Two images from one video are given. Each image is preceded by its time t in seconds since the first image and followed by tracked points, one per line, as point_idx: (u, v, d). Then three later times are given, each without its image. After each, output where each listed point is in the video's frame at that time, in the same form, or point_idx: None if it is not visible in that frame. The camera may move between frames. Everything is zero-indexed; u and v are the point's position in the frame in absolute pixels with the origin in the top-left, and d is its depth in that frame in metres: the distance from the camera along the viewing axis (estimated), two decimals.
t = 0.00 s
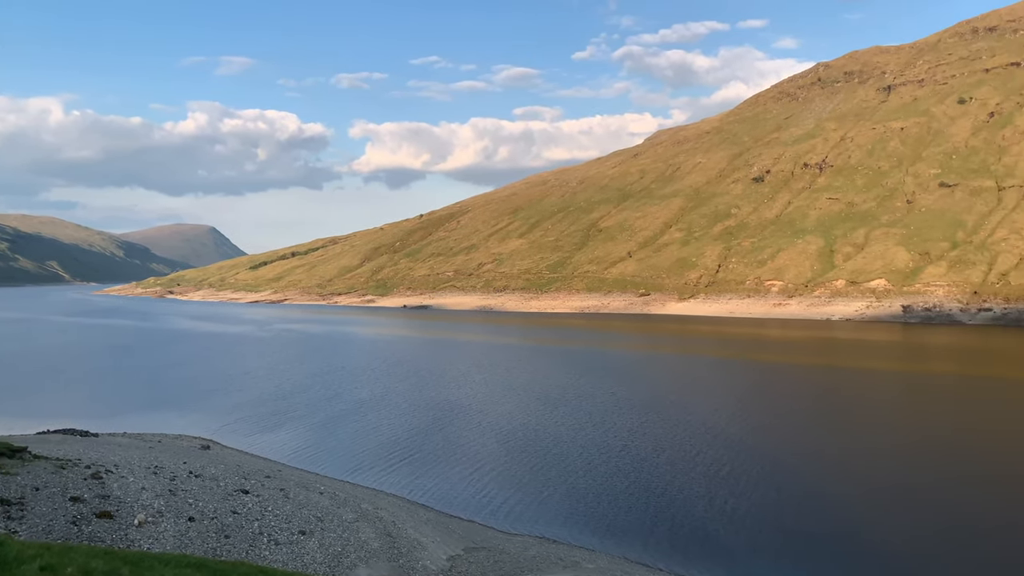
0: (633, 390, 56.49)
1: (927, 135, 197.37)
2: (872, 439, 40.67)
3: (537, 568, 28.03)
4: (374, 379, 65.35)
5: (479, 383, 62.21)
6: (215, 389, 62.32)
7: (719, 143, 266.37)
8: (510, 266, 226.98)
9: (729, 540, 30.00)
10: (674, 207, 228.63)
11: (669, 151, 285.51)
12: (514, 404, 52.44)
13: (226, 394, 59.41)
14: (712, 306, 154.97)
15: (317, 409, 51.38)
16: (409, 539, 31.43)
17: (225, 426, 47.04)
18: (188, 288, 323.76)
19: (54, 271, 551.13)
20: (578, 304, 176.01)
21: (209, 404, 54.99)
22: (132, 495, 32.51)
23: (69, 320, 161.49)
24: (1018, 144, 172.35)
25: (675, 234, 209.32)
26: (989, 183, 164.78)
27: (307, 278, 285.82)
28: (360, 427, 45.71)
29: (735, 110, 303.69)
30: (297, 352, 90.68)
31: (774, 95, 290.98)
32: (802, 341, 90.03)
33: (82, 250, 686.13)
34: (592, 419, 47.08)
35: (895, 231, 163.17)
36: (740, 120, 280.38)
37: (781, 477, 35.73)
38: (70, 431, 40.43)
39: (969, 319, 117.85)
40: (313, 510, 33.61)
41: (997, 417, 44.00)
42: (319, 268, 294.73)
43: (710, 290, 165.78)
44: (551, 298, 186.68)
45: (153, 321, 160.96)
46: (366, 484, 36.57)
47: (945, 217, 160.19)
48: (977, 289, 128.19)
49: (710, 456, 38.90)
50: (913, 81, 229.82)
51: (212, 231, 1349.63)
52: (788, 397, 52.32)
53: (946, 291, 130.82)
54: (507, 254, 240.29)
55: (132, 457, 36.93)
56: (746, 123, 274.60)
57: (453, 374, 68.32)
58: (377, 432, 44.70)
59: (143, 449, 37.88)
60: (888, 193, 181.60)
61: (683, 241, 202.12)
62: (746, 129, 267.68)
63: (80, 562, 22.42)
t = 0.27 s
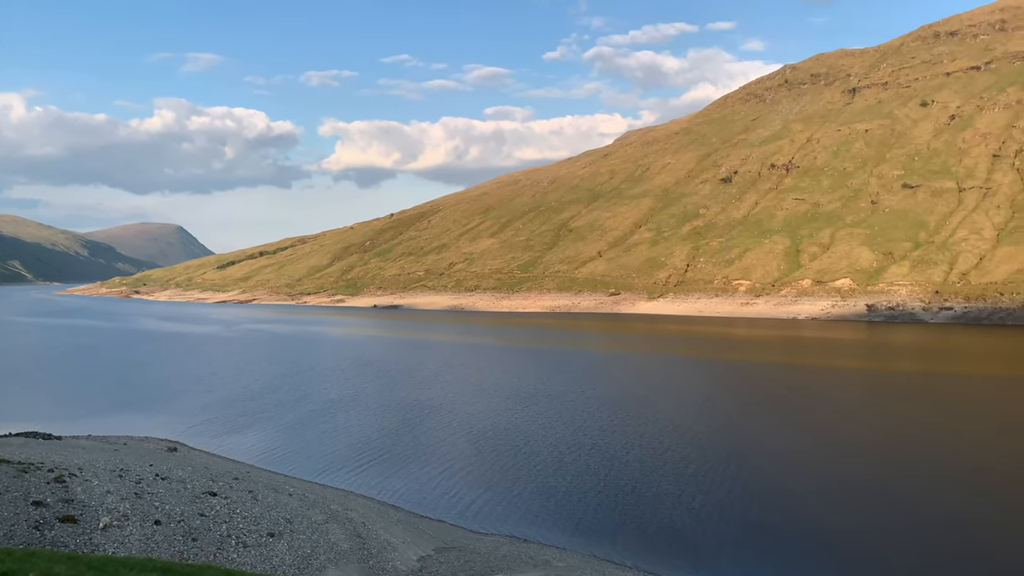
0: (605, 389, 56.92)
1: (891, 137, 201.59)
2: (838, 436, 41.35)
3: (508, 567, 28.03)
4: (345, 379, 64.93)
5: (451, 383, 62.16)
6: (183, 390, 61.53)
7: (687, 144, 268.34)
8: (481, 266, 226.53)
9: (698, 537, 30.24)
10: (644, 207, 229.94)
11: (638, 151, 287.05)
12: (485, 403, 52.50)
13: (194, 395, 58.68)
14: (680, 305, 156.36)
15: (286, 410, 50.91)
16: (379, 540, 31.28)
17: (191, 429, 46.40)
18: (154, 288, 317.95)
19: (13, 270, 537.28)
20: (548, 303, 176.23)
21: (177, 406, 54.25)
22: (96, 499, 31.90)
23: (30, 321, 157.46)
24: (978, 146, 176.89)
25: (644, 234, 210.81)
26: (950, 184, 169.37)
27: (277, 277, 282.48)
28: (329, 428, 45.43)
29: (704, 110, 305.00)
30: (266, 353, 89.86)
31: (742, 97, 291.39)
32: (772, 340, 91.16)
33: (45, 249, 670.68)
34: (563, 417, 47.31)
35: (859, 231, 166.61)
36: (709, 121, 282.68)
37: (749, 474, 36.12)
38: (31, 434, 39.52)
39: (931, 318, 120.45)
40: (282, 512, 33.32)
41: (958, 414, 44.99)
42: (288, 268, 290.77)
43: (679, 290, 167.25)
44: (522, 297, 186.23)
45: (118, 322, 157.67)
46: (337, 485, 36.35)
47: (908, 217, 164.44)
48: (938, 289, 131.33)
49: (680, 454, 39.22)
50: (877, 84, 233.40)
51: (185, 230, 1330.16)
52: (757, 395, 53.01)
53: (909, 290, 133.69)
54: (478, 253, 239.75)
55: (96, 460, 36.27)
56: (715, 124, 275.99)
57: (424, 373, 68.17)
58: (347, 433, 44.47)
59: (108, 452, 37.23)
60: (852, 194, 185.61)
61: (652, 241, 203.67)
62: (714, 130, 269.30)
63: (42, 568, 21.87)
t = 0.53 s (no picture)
0: (574, 387, 57.16)
1: (855, 138, 204.87)
2: (804, 433, 41.91)
3: (476, 567, 27.99)
4: (315, 380, 64.45)
5: (422, 382, 61.99)
6: (148, 391, 60.71)
7: (656, 145, 270.08)
8: (451, 265, 225.69)
9: (666, 535, 30.42)
10: (613, 207, 231.29)
11: (607, 152, 288.29)
12: (456, 403, 52.46)
13: (160, 396, 57.91)
14: (648, 304, 157.96)
15: (255, 411, 50.39)
16: (348, 541, 31.08)
17: (156, 430, 45.76)
18: (120, 288, 312.32)
19: None
20: (518, 303, 176.44)
21: (142, 407, 53.48)
22: (58, 502, 31.22)
23: None
24: (938, 148, 181.10)
25: (613, 234, 212.45)
26: (911, 185, 173.62)
27: (245, 276, 279.00)
28: (298, 429, 45.08)
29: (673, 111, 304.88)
30: (234, 353, 88.92)
31: (709, 98, 289.95)
32: (744, 338, 92.14)
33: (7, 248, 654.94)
34: (533, 416, 47.47)
35: (823, 231, 170.11)
36: (676, 122, 284.07)
37: (717, 471, 36.42)
38: None
39: (893, 316, 121.86)
40: (249, 514, 32.98)
41: (919, 411, 45.87)
42: (256, 268, 286.59)
43: (647, 289, 169.05)
44: (492, 297, 185.54)
45: (82, 322, 154.72)
46: (305, 486, 36.10)
47: (871, 218, 168.44)
48: (899, 288, 134.65)
49: (648, 451, 39.45)
50: (842, 86, 235.63)
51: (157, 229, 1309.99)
52: (725, 393, 53.56)
53: (871, 290, 136.47)
54: (448, 253, 238.78)
55: (58, 463, 35.57)
56: (683, 125, 276.73)
57: (395, 373, 67.92)
58: (316, 433, 44.18)
59: (70, 455, 36.54)
60: (817, 195, 189.21)
61: (621, 241, 205.15)
62: (683, 131, 270.40)
63: None
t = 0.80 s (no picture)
0: (544, 386, 57.31)
1: (819, 141, 208.05)
2: (770, 432, 42.44)
3: (445, 567, 27.92)
4: (284, 381, 63.87)
5: (392, 382, 61.75)
6: (111, 393, 59.66)
7: (624, 146, 271.45)
8: (421, 265, 224.06)
9: (634, 533, 30.59)
10: (582, 208, 232.52)
11: (577, 152, 288.90)
12: (426, 403, 52.34)
13: (124, 398, 56.96)
14: (617, 303, 158.86)
15: (222, 413, 49.78)
16: (316, 543, 30.82)
17: (118, 433, 45.01)
18: (82, 288, 305.24)
19: None
20: (487, 303, 175.97)
21: (106, 409, 52.57)
22: (17, 507, 30.40)
23: None
24: (899, 150, 185.15)
25: (582, 235, 213.16)
26: (874, 187, 177.46)
27: (211, 276, 274.58)
28: (265, 430, 44.67)
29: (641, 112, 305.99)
30: (200, 354, 87.70)
31: (676, 99, 291.89)
32: (707, 337, 92.83)
33: None
34: (502, 416, 47.50)
35: (788, 232, 172.63)
36: (644, 123, 285.54)
37: (684, 470, 36.73)
38: None
39: (856, 315, 124.85)
40: (215, 517, 32.56)
41: (882, 410, 46.73)
42: (222, 267, 281.96)
43: (616, 288, 170.07)
44: (461, 297, 184.48)
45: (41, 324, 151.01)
46: (272, 488, 35.70)
47: (835, 219, 171.55)
48: (862, 287, 137.21)
49: (616, 451, 39.69)
50: (806, 88, 238.22)
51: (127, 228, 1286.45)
52: (693, 392, 54.02)
53: (835, 289, 138.85)
54: (418, 252, 237.04)
55: (17, 467, 34.71)
56: (651, 126, 277.96)
57: (365, 373, 67.56)
58: (283, 435, 43.82)
59: (30, 459, 35.69)
60: (782, 196, 192.07)
61: (591, 240, 206.06)
62: (651, 132, 271.74)
63: None
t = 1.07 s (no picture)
0: (516, 387, 57.37)
1: (785, 143, 210.92)
2: (738, 430, 42.90)
3: (414, 569, 27.72)
4: (254, 383, 63.27)
5: (362, 384, 61.45)
6: (75, 396, 58.65)
7: (594, 147, 271.77)
8: (391, 266, 221.52)
9: (603, 532, 30.73)
10: (552, 209, 232.90)
11: (547, 153, 288.29)
12: (396, 404, 52.17)
13: (88, 402, 56.07)
14: (586, 304, 159.71)
15: (190, 416, 49.16)
16: (284, 547, 30.49)
17: (80, 437, 44.28)
18: (43, 290, 297.86)
19: None
20: (457, 304, 175.09)
21: (70, 413, 51.64)
22: None
23: None
24: (862, 153, 188.71)
25: (552, 236, 213.02)
26: (838, 189, 180.74)
27: (177, 277, 269.43)
28: (232, 433, 44.26)
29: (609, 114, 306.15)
30: (166, 357, 86.47)
31: (645, 102, 291.27)
32: (674, 338, 94.02)
33: None
34: (473, 417, 47.43)
35: (754, 233, 174.71)
36: (613, 125, 285.97)
37: (653, 469, 36.96)
38: None
39: (822, 316, 128.30)
40: (181, 521, 32.07)
41: (847, 408, 47.48)
42: (188, 268, 276.55)
43: (586, 289, 170.79)
44: (432, 297, 184.21)
45: None
46: (238, 493, 35.26)
47: (800, 220, 174.19)
48: (827, 288, 139.58)
49: (586, 450, 39.84)
50: (772, 91, 240.35)
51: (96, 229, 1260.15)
52: (662, 391, 54.42)
53: (800, 290, 141.04)
54: (388, 253, 233.88)
55: None
56: (620, 128, 278.74)
57: (335, 375, 67.11)
58: (251, 437, 43.44)
59: None
60: (748, 198, 194.42)
61: (561, 241, 206.28)
62: (620, 134, 272.64)
63: None
